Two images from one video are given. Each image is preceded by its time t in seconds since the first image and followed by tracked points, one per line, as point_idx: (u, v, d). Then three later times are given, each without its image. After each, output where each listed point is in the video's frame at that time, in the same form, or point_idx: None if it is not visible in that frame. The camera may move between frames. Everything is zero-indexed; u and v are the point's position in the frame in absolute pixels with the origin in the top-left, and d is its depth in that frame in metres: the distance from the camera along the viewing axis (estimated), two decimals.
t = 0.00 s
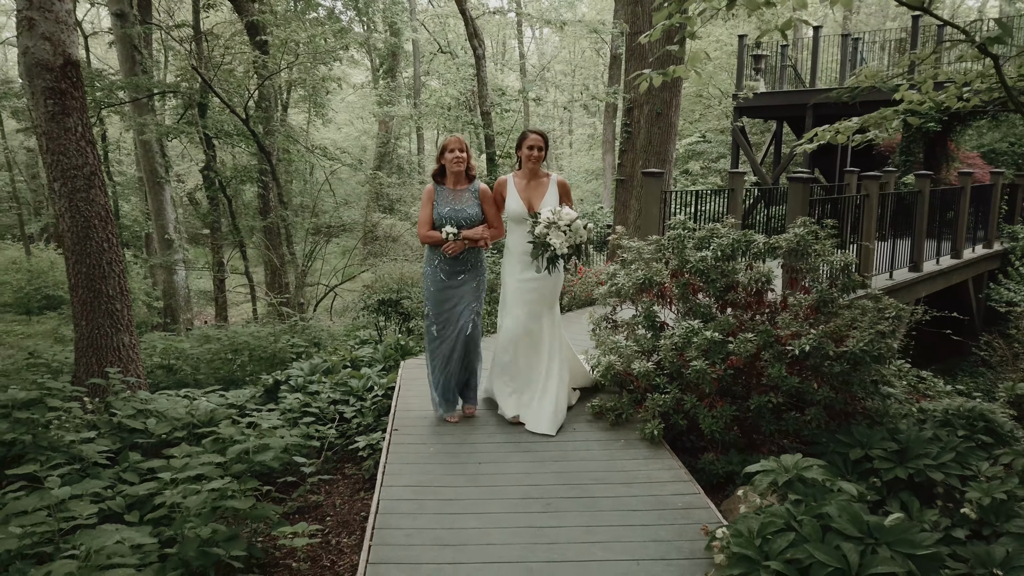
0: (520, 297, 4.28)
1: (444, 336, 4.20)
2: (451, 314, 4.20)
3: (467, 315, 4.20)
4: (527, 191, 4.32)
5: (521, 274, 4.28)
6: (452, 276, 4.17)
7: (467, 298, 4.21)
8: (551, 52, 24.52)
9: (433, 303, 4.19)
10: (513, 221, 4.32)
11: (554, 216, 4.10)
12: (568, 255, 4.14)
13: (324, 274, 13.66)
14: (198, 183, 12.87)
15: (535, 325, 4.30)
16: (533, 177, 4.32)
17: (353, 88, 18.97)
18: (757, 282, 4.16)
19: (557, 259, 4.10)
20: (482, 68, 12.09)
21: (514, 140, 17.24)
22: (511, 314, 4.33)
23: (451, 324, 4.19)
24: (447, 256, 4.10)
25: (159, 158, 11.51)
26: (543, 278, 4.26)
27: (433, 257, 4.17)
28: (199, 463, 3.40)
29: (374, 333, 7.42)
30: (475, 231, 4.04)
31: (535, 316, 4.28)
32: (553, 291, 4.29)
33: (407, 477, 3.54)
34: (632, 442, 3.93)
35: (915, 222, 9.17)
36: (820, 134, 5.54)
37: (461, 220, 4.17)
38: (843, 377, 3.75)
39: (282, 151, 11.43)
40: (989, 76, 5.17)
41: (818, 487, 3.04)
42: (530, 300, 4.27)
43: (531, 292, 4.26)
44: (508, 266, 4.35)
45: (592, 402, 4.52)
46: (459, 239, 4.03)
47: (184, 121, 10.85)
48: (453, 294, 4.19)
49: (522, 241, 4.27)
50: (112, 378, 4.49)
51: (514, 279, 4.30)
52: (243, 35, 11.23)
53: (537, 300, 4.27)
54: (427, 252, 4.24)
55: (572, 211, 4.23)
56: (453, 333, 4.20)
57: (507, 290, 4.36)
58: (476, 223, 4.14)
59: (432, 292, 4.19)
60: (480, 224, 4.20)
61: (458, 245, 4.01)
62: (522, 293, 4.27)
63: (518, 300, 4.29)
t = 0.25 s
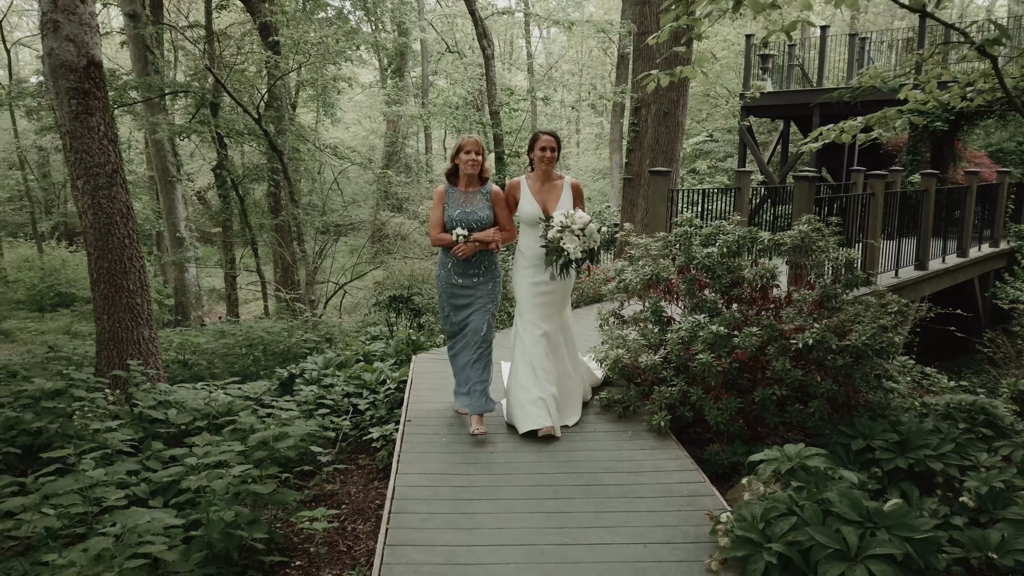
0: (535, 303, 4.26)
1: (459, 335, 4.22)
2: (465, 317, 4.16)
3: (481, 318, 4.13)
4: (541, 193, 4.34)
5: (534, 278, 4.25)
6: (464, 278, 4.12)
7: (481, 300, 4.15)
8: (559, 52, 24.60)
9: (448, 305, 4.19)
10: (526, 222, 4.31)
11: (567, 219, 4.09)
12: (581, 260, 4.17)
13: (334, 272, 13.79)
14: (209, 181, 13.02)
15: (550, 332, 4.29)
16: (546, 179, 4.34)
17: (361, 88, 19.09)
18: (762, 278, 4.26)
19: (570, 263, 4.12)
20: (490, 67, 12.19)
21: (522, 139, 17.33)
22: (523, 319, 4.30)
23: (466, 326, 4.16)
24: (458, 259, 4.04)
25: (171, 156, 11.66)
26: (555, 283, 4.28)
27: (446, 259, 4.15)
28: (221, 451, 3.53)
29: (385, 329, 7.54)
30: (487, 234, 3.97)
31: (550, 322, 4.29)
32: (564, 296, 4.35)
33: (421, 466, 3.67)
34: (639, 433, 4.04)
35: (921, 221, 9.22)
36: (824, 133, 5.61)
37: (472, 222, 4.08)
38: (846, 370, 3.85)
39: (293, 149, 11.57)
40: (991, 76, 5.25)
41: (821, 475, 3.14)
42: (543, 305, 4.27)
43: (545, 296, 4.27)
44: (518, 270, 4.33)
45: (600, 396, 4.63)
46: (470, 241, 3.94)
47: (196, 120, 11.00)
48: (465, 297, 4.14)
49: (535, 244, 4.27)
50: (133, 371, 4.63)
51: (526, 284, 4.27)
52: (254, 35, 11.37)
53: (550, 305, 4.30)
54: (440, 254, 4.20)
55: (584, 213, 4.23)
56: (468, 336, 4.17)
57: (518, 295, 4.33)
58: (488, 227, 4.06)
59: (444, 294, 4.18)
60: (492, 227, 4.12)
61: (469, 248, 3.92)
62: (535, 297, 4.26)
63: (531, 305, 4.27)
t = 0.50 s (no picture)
0: (543, 306, 4.20)
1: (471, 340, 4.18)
2: (477, 323, 4.11)
3: (495, 323, 4.07)
4: (552, 196, 4.35)
5: (542, 281, 4.21)
6: (478, 283, 4.09)
7: (494, 306, 4.10)
8: (566, 52, 24.68)
9: (460, 309, 4.15)
10: (537, 226, 4.30)
11: (578, 221, 4.07)
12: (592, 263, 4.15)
13: (342, 271, 13.92)
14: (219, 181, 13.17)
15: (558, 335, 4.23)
16: (557, 182, 4.34)
17: (369, 88, 19.21)
18: (764, 277, 4.36)
19: (581, 265, 4.10)
20: (498, 68, 12.29)
21: (529, 139, 17.43)
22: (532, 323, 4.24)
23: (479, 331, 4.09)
24: (471, 263, 4.05)
25: (182, 156, 11.81)
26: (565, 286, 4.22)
27: (459, 264, 4.12)
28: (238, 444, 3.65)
29: (394, 327, 7.66)
30: (499, 238, 3.99)
31: (559, 325, 4.23)
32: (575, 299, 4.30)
33: (429, 460, 3.78)
34: (643, 429, 4.15)
35: (925, 221, 9.27)
36: (826, 135, 5.70)
37: (485, 225, 4.11)
38: (845, 368, 3.94)
39: (302, 149, 11.71)
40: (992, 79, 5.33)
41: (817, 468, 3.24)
42: (553, 308, 4.20)
43: (553, 299, 4.21)
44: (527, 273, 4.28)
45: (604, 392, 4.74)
46: (483, 245, 3.97)
47: (207, 120, 11.15)
48: (478, 303, 4.11)
49: (545, 248, 4.26)
50: (151, 367, 4.77)
51: (534, 288, 4.22)
52: (265, 36, 11.51)
53: (559, 308, 4.21)
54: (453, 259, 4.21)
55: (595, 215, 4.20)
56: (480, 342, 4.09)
57: (528, 298, 4.28)
58: (499, 230, 4.09)
59: (457, 299, 4.15)
60: (504, 231, 4.14)
61: (482, 251, 3.95)
62: (544, 300, 4.20)
63: (540, 307, 4.20)
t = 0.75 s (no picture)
0: (548, 305, 4.13)
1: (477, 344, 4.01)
2: (482, 324, 4.00)
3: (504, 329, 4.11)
4: (557, 195, 4.17)
5: (547, 280, 4.13)
6: (484, 284, 3.95)
7: (497, 306, 4.01)
8: (569, 52, 24.76)
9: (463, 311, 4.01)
10: (542, 226, 4.16)
11: (587, 220, 3.93)
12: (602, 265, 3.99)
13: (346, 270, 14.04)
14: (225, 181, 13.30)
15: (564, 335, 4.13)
16: (563, 180, 4.16)
17: (373, 89, 19.31)
18: (759, 275, 4.45)
19: (592, 266, 3.95)
20: (501, 69, 12.39)
21: (532, 140, 17.54)
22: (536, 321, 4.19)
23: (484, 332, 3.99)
24: (477, 264, 3.89)
25: (188, 157, 11.92)
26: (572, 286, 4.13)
27: (463, 262, 3.96)
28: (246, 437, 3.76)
29: (397, 326, 7.78)
30: (507, 238, 3.85)
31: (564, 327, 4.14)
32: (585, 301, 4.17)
33: (431, 454, 3.89)
34: (641, 424, 4.26)
35: (924, 221, 9.35)
36: (821, 136, 5.79)
37: (491, 226, 3.96)
38: (836, 363, 4.05)
39: (307, 150, 11.83)
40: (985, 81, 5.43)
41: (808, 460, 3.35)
42: (557, 308, 4.12)
43: (559, 299, 4.12)
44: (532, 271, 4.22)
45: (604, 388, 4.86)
46: (489, 245, 3.83)
47: (214, 122, 11.27)
48: (484, 303, 3.98)
49: (553, 248, 4.13)
50: (162, 362, 4.90)
51: (539, 286, 4.16)
52: (270, 38, 11.64)
53: (565, 309, 4.12)
54: (456, 258, 4.03)
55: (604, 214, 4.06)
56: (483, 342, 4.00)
57: (532, 296, 4.21)
58: (507, 231, 3.93)
59: (462, 300, 3.99)
60: (511, 232, 3.98)
61: (488, 252, 3.81)
62: (548, 300, 4.13)
63: (544, 306, 4.14)
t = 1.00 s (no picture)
0: (552, 308, 4.08)
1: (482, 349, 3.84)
2: (484, 329, 3.85)
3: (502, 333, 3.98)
4: (562, 198, 4.13)
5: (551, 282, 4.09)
6: (485, 287, 3.79)
7: (501, 309, 3.88)
8: (571, 52, 24.90)
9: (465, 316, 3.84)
10: (547, 229, 4.10)
11: (595, 220, 3.89)
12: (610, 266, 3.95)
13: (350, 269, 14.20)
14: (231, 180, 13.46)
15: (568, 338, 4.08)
16: (568, 183, 4.14)
17: (376, 89, 19.46)
18: (751, 270, 4.58)
19: (601, 268, 3.91)
20: (503, 70, 12.52)
21: (534, 140, 17.67)
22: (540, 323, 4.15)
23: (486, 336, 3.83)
24: (478, 268, 3.73)
25: (193, 157, 12.08)
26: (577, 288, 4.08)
27: (464, 265, 3.79)
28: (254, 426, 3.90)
29: (400, 322, 7.92)
30: (507, 241, 3.69)
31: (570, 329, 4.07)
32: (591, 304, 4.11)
33: (431, 443, 4.03)
34: (635, 414, 4.39)
35: (920, 219, 9.45)
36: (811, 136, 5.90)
37: (492, 230, 3.82)
38: (826, 355, 4.17)
39: (311, 149, 11.97)
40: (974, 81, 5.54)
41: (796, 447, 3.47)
42: (561, 310, 4.07)
43: (563, 301, 4.07)
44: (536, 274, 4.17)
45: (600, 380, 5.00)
46: (490, 249, 3.67)
47: (219, 122, 11.42)
48: (485, 308, 3.83)
49: (560, 251, 4.09)
50: (170, 356, 5.04)
51: (543, 289, 4.11)
52: (274, 39, 11.79)
53: (569, 311, 4.07)
54: (455, 262, 3.86)
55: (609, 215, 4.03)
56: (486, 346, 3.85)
57: (536, 298, 4.16)
58: (508, 234, 3.79)
59: (464, 306, 3.82)
60: (512, 235, 3.86)
61: (489, 257, 3.65)
62: (552, 302, 4.08)
63: (548, 310, 4.10)
